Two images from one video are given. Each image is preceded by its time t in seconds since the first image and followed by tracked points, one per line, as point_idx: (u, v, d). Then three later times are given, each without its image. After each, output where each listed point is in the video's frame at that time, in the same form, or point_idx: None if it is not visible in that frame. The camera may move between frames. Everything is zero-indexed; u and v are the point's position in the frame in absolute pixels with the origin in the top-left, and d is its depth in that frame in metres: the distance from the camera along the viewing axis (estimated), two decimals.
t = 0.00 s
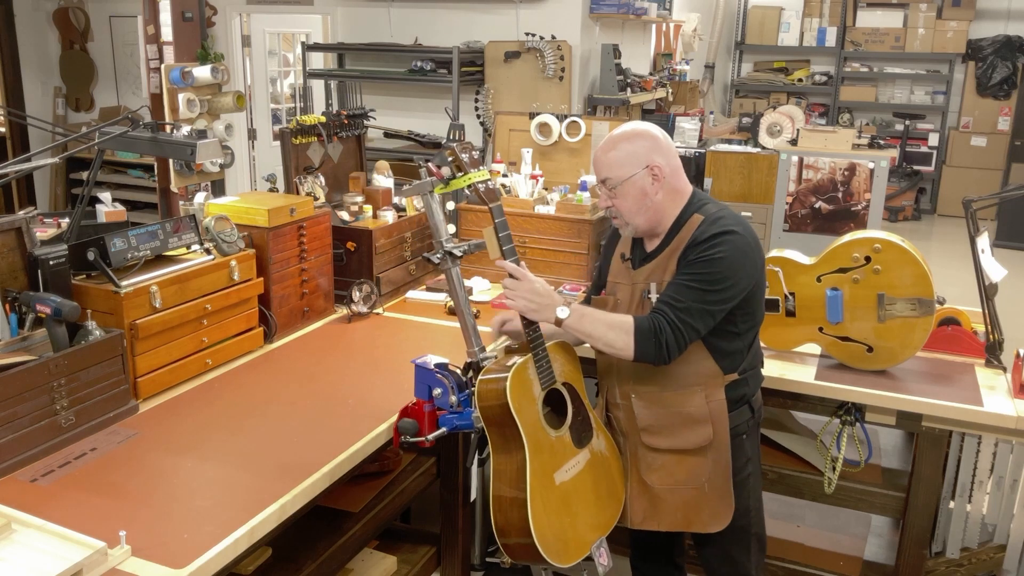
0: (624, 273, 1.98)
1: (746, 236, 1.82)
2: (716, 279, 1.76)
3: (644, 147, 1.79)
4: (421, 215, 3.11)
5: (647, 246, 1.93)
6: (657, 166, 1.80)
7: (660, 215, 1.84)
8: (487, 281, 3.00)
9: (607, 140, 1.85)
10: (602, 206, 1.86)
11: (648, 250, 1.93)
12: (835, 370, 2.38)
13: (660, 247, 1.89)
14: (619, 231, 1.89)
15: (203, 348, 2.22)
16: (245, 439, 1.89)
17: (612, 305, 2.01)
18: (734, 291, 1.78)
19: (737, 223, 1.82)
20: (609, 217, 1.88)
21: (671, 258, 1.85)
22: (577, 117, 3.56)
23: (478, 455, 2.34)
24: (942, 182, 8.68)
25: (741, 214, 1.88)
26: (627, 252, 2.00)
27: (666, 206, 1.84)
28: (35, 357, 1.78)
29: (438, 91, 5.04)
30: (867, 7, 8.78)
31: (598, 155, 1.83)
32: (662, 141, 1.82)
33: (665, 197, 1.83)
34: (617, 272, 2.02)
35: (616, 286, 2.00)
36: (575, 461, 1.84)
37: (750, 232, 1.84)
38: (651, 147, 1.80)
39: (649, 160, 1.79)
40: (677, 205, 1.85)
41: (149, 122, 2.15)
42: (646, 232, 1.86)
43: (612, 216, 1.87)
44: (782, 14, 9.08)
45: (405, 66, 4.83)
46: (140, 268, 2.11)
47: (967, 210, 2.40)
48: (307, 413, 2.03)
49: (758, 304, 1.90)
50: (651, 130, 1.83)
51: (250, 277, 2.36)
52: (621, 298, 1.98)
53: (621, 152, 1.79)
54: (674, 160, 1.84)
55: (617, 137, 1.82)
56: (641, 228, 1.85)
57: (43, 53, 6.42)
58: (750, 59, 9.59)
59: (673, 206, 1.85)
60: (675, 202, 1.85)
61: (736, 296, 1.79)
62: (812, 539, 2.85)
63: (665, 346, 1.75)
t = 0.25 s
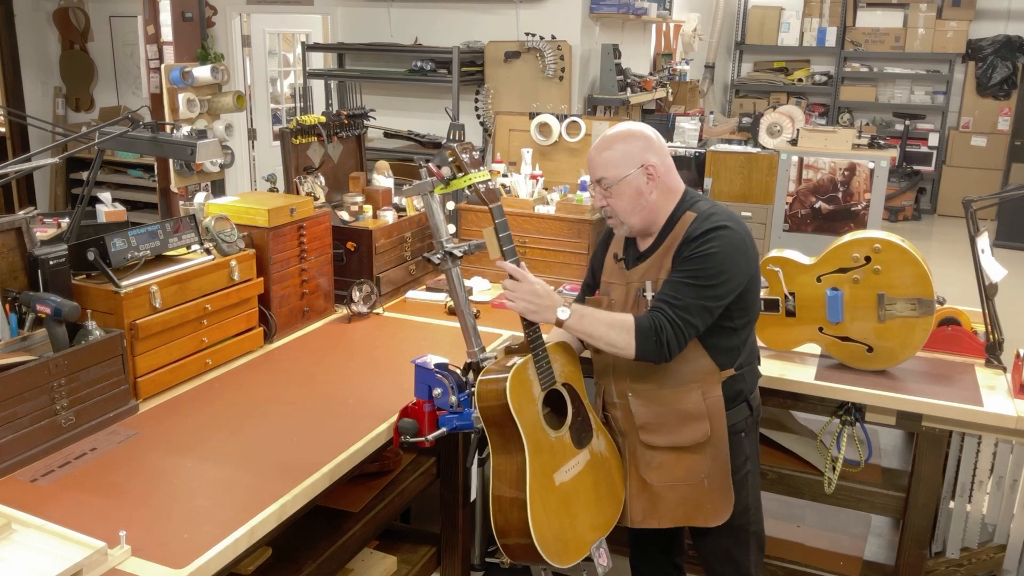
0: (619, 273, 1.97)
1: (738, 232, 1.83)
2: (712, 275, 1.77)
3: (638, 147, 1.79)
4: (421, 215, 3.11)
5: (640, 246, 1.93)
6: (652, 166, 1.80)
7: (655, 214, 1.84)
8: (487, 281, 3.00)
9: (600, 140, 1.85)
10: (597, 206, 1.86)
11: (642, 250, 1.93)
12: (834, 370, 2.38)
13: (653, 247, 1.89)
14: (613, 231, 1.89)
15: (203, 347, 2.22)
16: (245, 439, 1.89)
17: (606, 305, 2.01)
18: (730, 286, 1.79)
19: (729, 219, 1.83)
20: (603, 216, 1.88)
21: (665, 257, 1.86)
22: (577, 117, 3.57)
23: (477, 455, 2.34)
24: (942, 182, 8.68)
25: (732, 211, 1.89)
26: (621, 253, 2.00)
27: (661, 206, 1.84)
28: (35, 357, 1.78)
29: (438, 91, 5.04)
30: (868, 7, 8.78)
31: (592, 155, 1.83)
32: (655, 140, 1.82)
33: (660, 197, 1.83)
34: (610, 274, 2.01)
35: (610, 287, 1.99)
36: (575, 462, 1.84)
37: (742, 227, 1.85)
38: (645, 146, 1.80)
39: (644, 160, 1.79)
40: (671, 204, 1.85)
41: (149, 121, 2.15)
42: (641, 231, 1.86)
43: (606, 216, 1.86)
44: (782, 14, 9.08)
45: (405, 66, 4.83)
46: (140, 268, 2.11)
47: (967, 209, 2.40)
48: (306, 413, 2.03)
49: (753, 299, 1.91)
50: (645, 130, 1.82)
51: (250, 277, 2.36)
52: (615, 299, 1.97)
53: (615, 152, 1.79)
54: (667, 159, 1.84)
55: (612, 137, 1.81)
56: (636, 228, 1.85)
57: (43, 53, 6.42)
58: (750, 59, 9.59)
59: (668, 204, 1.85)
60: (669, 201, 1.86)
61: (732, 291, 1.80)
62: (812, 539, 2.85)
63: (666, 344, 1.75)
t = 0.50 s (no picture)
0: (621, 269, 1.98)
1: (738, 229, 1.83)
2: (712, 273, 1.77)
3: (650, 142, 1.81)
4: (421, 215, 3.11)
5: (642, 244, 1.94)
6: (662, 162, 1.82)
7: (663, 210, 1.86)
8: (487, 281, 3.00)
9: (608, 136, 1.86)
10: (604, 201, 1.86)
11: (643, 247, 1.94)
12: (834, 369, 2.38)
13: (655, 245, 1.89)
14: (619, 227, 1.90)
15: (203, 348, 2.22)
16: (245, 439, 1.89)
17: (606, 302, 2.01)
18: (730, 284, 1.79)
19: (729, 217, 1.83)
20: (609, 212, 1.89)
21: (666, 256, 1.86)
22: (577, 117, 3.56)
23: (477, 455, 2.34)
24: (942, 182, 8.68)
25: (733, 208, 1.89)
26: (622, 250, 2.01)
27: (668, 202, 1.86)
28: (35, 357, 1.78)
29: (438, 91, 5.04)
30: (867, 7, 8.78)
31: (601, 151, 1.84)
32: (664, 137, 1.85)
33: (668, 193, 1.85)
34: (611, 271, 2.01)
35: (611, 283, 1.99)
36: (575, 463, 1.84)
37: (742, 225, 1.85)
38: (655, 142, 1.82)
39: (654, 155, 1.81)
40: (677, 201, 1.87)
41: (149, 121, 2.15)
42: (648, 228, 1.88)
43: (613, 212, 1.87)
44: (782, 14, 9.08)
45: (405, 66, 4.83)
46: (140, 268, 2.11)
47: (967, 210, 2.40)
48: (306, 412, 2.03)
49: (753, 298, 1.91)
50: (653, 127, 1.85)
51: (250, 277, 2.36)
52: (616, 296, 1.98)
53: (627, 147, 1.80)
54: (674, 156, 1.87)
55: (622, 133, 1.83)
56: (643, 224, 1.86)
57: (43, 53, 6.42)
58: (750, 59, 9.59)
59: (675, 203, 1.87)
60: (675, 198, 1.87)
61: (733, 289, 1.80)
62: (812, 539, 2.85)
63: (668, 344, 1.75)
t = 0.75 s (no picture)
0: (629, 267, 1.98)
1: (746, 235, 1.81)
2: (718, 277, 1.76)
3: (673, 139, 1.81)
4: (421, 215, 3.11)
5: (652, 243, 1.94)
6: (682, 161, 1.82)
7: (679, 209, 1.86)
8: (487, 281, 3.00)
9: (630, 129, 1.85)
10: (620, 194, 1.85)
11: (654, 246, 1.94)
12: (835, 369, 2.38)
13: (665, 244, 1.89)
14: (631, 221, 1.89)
15: (203, 348, 2.22)
16: (245, 439, 1.89)
17: (613, 301, 2.03)
18: (735, 290, 1.78)
19: (738, 222, 1.81)
20: (623, 206, 1.88)
21: (674, 257, 1.85)
22: (577, 117, 3.56)
23: (477, 455, 2.34)
24: (942, 182, 8.68)
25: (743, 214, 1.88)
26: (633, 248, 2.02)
27: (684, 202, 1.86)
28: (35, 357, 1.78)
29: (438, 91, 5.04)
30: (867, 7, 8.78)
31: (622, 143, 1.83)
32: (687, 136, 1.85)
33: (684, 193, 1.86)
34: (621, 269, 2.03)
35: (619, 281, 2.01)
36: (575, 464, 1.84)
37: (751, 231, 1.83)
38: (677, 140, 1.82)
39: (676, 153, 1.81)
40: (694, 201, 1.87)
41: (150, 121, 2.15)
42: (661, 224, 1.87)
43: (627, 205, 1.86)
44: (782, 14, 9.08)
45: (405, 66, 4.83)
46: (140, 268, 2.11)
47: (967, 210, 2.40)
48: (306, 413, 2.02)
49: (758, 305, 1.89)
50: (676, 125, 1.85)
51: (250, 277, 2.36)
52: (622, 294, 1.99)
53: (650, 142, 1.80)
54: (694, 157, 1.87)
55: (645, 126, 1.82)
56: (656, 221, 1.86)
57: (43, 53, 6.42)
58: (750, 59, 9.59)
59: (690, 204, 1.87)
60: (691, 198, 1.87)
61: (738, 295, 1.78)
62: (812, 539, 2.85)
63: (669, 348, 1.74)
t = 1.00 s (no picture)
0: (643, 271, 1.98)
1: (757, 253, 1.75)
2: (717, 293, 1.71)
3: (697, 144, 1.78)
4: (421, 215, 3.11)
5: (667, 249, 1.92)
6: (704, 168, 1.79)
7: (696, 217, 1.83)
8: (487, 281, 3.00)
9: (655, 130, 1.82)
10: (636, 195, 1.84)
11: (668, 252, 1.92)
12: (835, 369, 2.38)
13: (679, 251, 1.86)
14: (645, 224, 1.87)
15: (203, 348, 2.22)
16: (245, 439, 1.89)
17: (623, 302, 2.03)
18: (736, 308, 1.72)
19: (751, 238, 1.76)
20: (638, 208, 1.86)
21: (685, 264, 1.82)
22: (577, 117, 3.55)
23: (478, 454, 2.34)
24: (942, 183, 8.68)
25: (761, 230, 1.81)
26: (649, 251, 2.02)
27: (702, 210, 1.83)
28: (35, 357, 1.78)
29: (438, 91, 5.04)
30: (868, 7, 8.78)
31: (645, 144, 1.81)
32: (713, 143, 1.81)
33: (704, 201, 1.82)
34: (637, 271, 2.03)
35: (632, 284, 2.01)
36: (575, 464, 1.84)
37: (764, 249, 1.77)
38: (701, 147, 1.79)
39: (698, 160, 1.78)
40: (713, 210, 1.84)
41: (150, 121, 2.15)
42: (676, 231, 1.85)
43: (643, 208, 1.85)
44: (782, 14, 9.08)
45: (405, 66, 4.83)
46: (139, 268, 2.11)
47: (966, 210, 2.40)
48: (306, 413, 2.02)
49: (768, 326, 1.83)
50: (703, 130, 1.82)
51: (250, 277, 2.36)
52: (631, 298, 1.99)
53: (672, 145, 1.77)
54: (718, 166, 1.84)
55: (670, 129, 1.79)
56: (671, 227, 1.84)
57: (43, 53, 6.42)
58: (750, 59, 9.59)
59: (709, 213, 1.83)
60: (710, 207, 1.84)
61: (738, 313, 1.73)
62: (812, 539, 2.85)
63: (658, 360, 1.71)
